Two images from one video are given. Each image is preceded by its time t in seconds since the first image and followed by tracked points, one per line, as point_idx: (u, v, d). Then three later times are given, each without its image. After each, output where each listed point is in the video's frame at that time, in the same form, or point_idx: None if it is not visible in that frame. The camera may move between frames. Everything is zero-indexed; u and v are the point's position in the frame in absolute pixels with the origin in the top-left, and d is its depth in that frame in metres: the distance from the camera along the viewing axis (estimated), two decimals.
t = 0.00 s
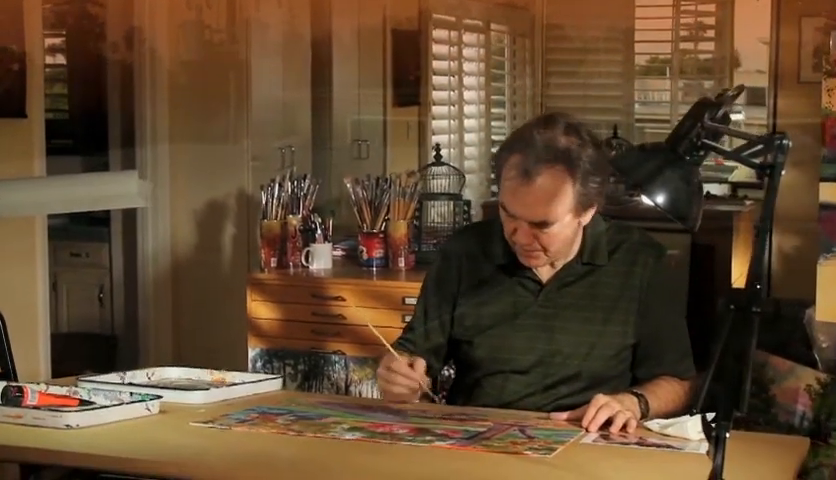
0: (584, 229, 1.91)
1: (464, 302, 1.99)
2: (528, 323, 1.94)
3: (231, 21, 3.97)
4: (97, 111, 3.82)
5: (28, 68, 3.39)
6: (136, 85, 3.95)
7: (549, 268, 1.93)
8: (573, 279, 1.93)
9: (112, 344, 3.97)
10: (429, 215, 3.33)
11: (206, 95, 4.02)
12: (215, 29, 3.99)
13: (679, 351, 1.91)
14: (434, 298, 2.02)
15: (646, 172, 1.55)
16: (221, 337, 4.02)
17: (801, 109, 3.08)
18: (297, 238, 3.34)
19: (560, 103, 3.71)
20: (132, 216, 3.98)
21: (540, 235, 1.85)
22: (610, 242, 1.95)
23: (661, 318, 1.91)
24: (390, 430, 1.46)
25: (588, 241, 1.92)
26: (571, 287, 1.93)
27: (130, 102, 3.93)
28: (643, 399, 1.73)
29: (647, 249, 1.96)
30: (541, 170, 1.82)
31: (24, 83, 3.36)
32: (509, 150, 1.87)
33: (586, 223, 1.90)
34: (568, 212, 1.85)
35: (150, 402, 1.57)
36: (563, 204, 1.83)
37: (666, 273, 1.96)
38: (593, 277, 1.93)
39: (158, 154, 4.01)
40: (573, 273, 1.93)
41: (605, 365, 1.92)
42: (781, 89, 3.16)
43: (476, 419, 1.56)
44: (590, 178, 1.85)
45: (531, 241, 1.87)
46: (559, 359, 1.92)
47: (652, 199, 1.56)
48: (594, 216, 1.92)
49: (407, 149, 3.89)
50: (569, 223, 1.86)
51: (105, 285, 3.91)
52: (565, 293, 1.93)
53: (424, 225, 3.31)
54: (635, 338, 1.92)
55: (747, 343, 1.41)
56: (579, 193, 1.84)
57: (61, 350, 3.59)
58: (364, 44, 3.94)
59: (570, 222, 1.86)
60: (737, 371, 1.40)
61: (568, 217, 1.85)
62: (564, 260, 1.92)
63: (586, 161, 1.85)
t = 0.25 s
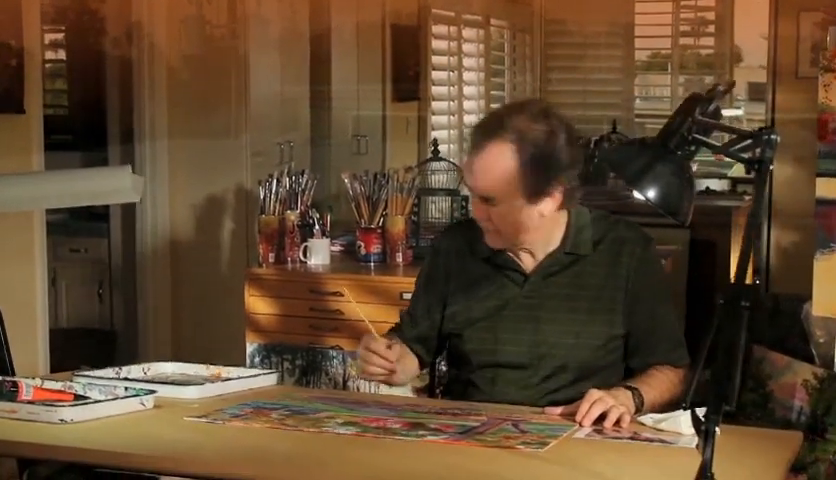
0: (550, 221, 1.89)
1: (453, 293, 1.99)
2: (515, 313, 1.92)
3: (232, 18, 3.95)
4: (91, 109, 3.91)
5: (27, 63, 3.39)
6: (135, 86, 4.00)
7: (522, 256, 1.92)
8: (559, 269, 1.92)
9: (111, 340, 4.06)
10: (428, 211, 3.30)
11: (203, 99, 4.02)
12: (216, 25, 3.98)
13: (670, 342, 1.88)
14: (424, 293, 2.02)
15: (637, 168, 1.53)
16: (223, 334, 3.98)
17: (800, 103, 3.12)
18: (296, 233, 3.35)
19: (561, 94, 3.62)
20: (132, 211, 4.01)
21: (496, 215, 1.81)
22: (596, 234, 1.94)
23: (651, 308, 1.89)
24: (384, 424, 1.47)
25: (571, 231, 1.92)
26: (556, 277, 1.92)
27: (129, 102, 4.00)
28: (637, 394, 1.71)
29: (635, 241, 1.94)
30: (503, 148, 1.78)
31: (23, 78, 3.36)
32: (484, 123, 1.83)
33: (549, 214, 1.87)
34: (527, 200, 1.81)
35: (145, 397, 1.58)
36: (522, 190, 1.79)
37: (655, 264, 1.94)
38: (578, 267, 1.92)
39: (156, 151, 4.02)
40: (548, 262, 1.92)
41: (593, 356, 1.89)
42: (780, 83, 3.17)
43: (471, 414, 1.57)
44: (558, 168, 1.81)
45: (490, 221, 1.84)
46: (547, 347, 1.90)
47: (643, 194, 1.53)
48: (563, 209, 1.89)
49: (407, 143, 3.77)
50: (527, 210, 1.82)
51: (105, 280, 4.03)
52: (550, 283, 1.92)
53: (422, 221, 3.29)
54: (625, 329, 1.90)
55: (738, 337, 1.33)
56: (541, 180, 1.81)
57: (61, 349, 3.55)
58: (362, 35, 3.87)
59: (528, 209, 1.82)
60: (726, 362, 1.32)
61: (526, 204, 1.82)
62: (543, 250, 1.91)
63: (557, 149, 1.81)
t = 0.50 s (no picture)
0: (506, 212, 2.02)
1: (427, 291, 2.08)
2: (486, 302, 2.01)
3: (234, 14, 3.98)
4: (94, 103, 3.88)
5: (27, 58, 3.38)
6: (136, 82, 4.02)
7: (486, 249, 2.03)
8: (525, 259, 2.03)
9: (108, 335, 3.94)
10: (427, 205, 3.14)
11: (206, 98, 4.08)
12: (219, 21, 3.98)
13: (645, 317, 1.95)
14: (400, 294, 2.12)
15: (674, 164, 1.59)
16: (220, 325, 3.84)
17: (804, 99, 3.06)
18: (295, 228, 3.38)
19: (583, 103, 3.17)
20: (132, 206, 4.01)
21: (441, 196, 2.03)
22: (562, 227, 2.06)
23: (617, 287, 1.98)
24: (378, 419, 1.47)
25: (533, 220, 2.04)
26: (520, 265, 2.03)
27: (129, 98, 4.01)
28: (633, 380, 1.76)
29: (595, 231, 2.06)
30: (440, 136, 2.02)
31: (22, 73, 3.35)
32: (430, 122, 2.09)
33: (499, 202, 2.02)
34: (467, 183, 2.01)
35: (140, 391, 1.58)
36: (459, 172, 2.02)
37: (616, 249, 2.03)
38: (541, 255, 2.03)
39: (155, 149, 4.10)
40: (512, 253, 2.03)
41: (570, 343, 1.96)
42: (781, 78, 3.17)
43: (465, 408, 1.57)
44: (495, 154, 2.01)
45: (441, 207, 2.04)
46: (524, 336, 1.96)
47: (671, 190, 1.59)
48: (517, 201, 2.03)
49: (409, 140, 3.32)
50: (471, 194, 2.00)
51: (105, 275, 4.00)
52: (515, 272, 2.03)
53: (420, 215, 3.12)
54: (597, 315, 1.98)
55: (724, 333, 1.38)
56: (478, 164, 1.99)
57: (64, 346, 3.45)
58: (362, 29, 3.67)
59: (471, 192, 2.00)
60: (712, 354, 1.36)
61: (468, 188, 2.01)
62: (506, 241, 2.03)
63: (495, 137, 2.02)
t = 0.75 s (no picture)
0: (473, 203, 2.06)
1: (408, 288, 2.13)
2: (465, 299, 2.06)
3: (238, 11, 3.96)
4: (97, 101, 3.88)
5: (28, 55, 3.37)
6: (136, 79, 4.03)
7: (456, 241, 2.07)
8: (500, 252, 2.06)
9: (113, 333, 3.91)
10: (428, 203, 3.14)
11: (206, 96, 4.09)
12: (223, 19, 3.97)
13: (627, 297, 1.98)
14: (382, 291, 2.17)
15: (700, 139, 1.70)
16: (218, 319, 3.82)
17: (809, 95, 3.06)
18: (295, 225, 3.39)
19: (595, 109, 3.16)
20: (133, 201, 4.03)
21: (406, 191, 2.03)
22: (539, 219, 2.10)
23: (592, 275, 2.02)
24: (374, 416, 1.48)
25: (500, 215, 2.06)
26: (492, 257, 2.07)
27: (129, 96, 4.02)
28: (631, 370, 1.81)
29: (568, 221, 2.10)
30: (401, 132, 2.08)
31: (23, 70, 3.34)
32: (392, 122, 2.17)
33: (464, 194, 2.05)
34: (431, 176, 2.02)
35: (137, 388, 1.59)
36: (421, 164, 2.02)
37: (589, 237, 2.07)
38: (512, 248, 2.05)
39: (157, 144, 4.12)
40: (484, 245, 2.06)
41: (549, 332, 1.99)
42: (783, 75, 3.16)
43: (462, 405, 1.58)
44: (455, 147, 2.07)
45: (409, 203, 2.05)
46: (506, 330, 2.02)
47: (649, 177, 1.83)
48: (482, 193, 2.07)
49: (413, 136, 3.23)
50: (433, 186, 2.02)
51: (107, 275, 4.00)
52: (488, 265, 2.07)
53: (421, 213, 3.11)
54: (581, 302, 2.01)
55: (716, 329, 1.36)
56: (438, 154, 2.03)
57: (63, 341, 3.45)
58: (363, 25, 3.58)
59: (434, 185, 2.02)
60: (709, 347, 1.36)
61: (430, 182, 2.02)
62: (476, 232, 2.06)
63: (455, 132, 2.09)
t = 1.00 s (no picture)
0: (448, 203, 2.03)
1: (394, 285, 2.08)
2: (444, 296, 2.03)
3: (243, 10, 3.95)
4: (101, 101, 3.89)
5: (31, 54, 3.36)
6: (139, 79, 4.03)
7: (435, 239, 2.03)
8: (480, 247, 2.03)
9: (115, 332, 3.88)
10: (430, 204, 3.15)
11: (212, 95, 4.09)
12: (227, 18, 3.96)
13: (608, 293, 1.98)
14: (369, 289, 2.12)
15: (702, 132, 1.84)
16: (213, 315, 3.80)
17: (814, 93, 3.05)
18: (297, 224, 3.39)
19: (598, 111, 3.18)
20: (136, 201, 4.05)
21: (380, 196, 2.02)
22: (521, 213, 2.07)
23: (572, 271, 2.01)
24: (373, 414, 1.48)
25: (477, 212, 2.03)
26: (468, 252, 2.03)
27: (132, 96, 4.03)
28: (624, 369, 1.81)
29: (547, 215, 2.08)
30: (371, 137, 2.07)
31: (26, 69, 3.33)
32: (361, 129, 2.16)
33: (437, 194, 2.01)
34: (402, 178, 2.02)
35: (137, 386, 1.60)
36: (390, 166, 2.01)
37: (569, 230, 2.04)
38: (492, 244, 2.03)
39: (159, 143, 4.16)
40: (463, 243, 2.03)
41: (529, 329, 1.99)
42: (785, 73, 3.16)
43: (461, 403, 1.58)
44: (421, 149, 2.03)
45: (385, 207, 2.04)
46: (491, 326, 2.00)
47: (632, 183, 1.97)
48: (456, 192, 2.03)
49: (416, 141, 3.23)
50: (405, 188, 2.01)
51: (108, 276, 4.00)
52: (465, 260, 2.03)
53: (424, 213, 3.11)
54: (562, 297, 2.01)
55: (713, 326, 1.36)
56: (406, 156, 2.01)
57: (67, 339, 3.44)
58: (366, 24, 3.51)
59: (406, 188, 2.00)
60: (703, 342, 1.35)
61: (402, 184, 2.01)
62: (454, 230, 2.02)
63: (419, 132, 2.06)
